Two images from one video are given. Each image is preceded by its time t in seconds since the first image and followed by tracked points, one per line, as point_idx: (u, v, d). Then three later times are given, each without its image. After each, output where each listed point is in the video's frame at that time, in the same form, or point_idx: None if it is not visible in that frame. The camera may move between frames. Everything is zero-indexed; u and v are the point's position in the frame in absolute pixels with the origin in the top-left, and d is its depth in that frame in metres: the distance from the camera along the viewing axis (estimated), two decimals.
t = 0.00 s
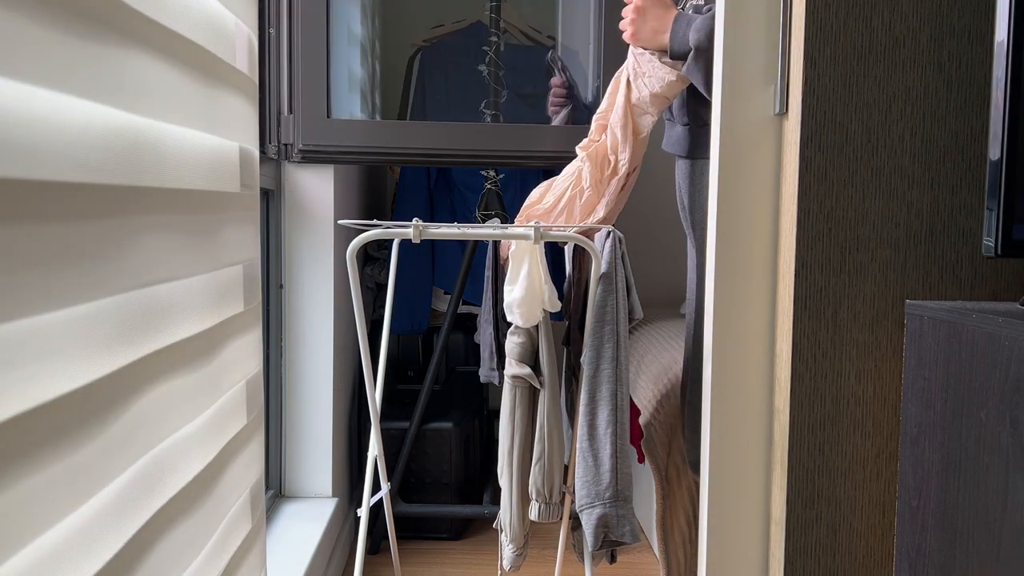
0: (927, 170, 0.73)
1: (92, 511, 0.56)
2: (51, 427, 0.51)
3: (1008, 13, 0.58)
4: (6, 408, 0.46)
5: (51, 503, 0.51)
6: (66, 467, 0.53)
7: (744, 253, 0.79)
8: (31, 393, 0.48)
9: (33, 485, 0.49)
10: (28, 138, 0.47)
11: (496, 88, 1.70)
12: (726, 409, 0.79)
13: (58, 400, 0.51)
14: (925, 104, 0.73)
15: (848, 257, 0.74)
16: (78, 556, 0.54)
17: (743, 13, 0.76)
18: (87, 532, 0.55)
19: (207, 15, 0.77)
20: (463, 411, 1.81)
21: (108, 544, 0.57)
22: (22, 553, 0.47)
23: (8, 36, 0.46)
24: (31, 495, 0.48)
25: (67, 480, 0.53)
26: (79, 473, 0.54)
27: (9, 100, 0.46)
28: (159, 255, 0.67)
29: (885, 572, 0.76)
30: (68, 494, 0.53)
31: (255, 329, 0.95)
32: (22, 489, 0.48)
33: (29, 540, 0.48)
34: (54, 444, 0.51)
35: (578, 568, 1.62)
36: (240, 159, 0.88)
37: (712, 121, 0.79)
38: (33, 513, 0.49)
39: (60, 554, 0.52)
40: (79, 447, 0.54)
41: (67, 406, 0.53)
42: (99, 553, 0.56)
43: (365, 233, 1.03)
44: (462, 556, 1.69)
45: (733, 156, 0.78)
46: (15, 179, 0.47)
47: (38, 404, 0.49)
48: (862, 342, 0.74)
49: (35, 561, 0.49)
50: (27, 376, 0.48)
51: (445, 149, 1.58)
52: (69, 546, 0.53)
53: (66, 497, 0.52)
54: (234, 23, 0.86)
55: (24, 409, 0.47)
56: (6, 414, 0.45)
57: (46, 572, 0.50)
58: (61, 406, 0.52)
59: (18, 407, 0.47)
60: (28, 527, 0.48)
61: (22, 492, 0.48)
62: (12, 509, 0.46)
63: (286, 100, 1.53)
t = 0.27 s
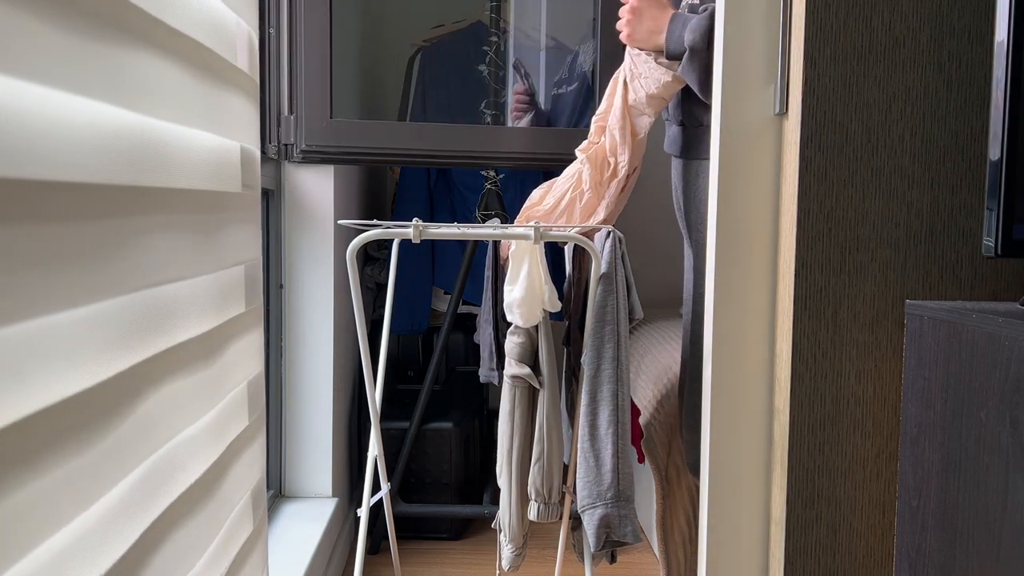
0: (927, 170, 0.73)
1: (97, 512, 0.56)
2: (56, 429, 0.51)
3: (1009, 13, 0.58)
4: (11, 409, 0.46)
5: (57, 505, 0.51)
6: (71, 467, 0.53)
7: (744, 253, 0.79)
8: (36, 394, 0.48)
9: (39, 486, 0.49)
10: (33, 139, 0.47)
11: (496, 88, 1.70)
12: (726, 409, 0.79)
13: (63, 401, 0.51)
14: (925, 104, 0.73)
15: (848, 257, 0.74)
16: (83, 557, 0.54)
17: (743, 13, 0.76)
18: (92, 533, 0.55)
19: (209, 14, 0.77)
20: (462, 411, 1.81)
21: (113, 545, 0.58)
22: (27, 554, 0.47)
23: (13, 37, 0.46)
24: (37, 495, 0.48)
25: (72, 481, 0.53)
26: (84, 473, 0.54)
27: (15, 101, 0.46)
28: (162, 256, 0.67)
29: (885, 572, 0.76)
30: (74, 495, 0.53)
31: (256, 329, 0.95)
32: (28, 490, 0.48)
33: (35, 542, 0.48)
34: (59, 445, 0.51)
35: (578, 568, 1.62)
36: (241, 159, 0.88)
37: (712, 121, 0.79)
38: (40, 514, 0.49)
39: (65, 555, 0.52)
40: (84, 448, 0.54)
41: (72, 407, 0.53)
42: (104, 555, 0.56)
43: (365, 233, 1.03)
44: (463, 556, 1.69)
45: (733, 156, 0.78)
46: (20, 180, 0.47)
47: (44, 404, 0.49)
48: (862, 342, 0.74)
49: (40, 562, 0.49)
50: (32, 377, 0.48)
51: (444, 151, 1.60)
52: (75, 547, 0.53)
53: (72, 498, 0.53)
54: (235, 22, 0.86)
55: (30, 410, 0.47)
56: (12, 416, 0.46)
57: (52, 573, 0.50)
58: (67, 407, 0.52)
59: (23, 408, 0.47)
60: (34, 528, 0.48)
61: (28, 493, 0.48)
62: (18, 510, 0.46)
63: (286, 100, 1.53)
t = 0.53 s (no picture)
0: (927, 170, 0.73)
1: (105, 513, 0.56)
2: (65, 430, 0.51)
3: (1008, 13, 0.58)
4: (20, 410, 0.46)
5: (66, 506, 0.51)
6: (80, 468, 0.53)
7: (743, 253, 0.79)
8: (44, 394, 0.48)
9: (48, 486, 0.49)
10: (39, 140, 0.47)
11: (496, 88, 1.71)
12: (726, 409, 0.79)
13: (71, 402, 0.51)
14: (925, 104, 0.73)
15: (848, 257, 0.74)
16: (92, 558, 0.54)
17: (743, 14, 0.76)
18: (100, 534, 0.55)
19: (211, 14, 0.77)
20: (462, 411, 1.81)
21: (121, 546, 0.58)
22: (37, 555, 0.48)
23: (20, 38, 0.46)
24: (46, 496, 0.49)
25: (81, 482, 0.53)
26: (93, 474, 0.54)
27: (23, 102, 0.46)
28: (166, 256, 0.67)
29: (885, 572, 0.76)
30: (82, 496, 0.53)
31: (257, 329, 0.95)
32: (38, 491, 0.48)
33: (44, 542, 0.48)
34: (68, 446, 0.51)
35: (578, 568, 1.62)
36: (242, 159, 0.88)
37: (712, 121, 0.79)
38: (49, 515, 0.49)
39: (74, 556, 0.52)
40: (92, 449, 0.54)
41: (81, 408, 0.53)
42: (113, 556, 0.56)
43: (366, 233, 1.03)
44: (464, 556, 1.69)
45: (733, 156, 0.78)
46: (27, 181, 0.47)
47: (53, 405, 0.49)
48: (862, 342, 0.74)
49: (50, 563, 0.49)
50: (40, 378, 0.48)
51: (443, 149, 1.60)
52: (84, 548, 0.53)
53: (80, 499, 0.53)
54: (236, 21, 0.86)
55: (38, 411, 0.48)
56: (20, 417, 0.46)
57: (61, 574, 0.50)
58: (75, 408, 0.52)
59: (32, 409, 0.47)
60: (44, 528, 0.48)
61: (37, 494, 0.48)
62: (27, 511, 0.47)
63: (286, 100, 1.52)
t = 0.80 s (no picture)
0: (927, 170, 0.73)
1: (108, 514, 0.56)
2: (67, 430, 0.51)
3: (1008, 12, 0.58)
4: (23, 410, 0.46)
5: (68, 506, 0.51)
6: (82, 468, 0.53)
7: (743, 253, 0.79)
8: (46, 395, 0.48)
9: (51, 486, 0.49)
10: (37, 139, 0.47)
11: (496, 88, 1.69)
12: (726, 409, 0.79)
13: (73, 402, 0.52)
14: (925, 104, 0.73)
15: (848, 257, 0.74)
16: (94, 558, 0.54)
17: (743, 14, 0.76)
18: (103, 535, 0.55)
19: (209, 13, 0.77)
20: (462, 411, 1.81)
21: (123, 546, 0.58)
22: (41, 556, 0.48)
23: (19, 38, 0.46)
24: (48, 496, 0.49)
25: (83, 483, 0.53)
26: (95, 474, 0.54)
27: (22, 102, 0.46)
28: (166, 257, 0.67)
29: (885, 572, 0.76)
30: (85, 497, 0.53)
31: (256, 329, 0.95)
32: (40, 491, 0.48)
33: (47, 543, 0.48)
34: (70, 446, 0.51)
35: (578, 568, 1.62)
36: (239, 158, 0.88)
37: (712, 121, 0.79)
38: (52, 514, 0.49)
39: (77, 557, 0.52)
40: (94, 449, 0.54)
41: (82, 408, 0.53)
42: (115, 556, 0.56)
43: (365, 233, 1.03)
44: (464, 556, 1.69)
45: (733, 156, 0.78)
46: (26, 181, 0.47)
47: (55, 406, 0.50)
48: (862, 342, 0.74)
49: (53, 564, 0.49)
50: (42, 378, 0.48)
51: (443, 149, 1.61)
52: (87, 549, 0.53)
53: (83, 500, 0.53)
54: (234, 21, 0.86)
55: (40, 412, 0.48)
56: (23, 416, 0.46)
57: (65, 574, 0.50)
58: (77, 408, 0.52)
59: (34, 409, 0.47)
60: (47, 528, 0.48)
61: (40, 494, 0.48)
62: (30, 511, 0.47)
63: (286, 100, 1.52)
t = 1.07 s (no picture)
0: (927, 170, 0.73)
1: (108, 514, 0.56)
2: (67, 430, 0.51)
3: (1008, 12, 0.58)
4: (23, 410, 0.46)
5: (68, 506, 0.51)
6: (82, 469, 0.53)
7: (743, 253, 0.79)
8: (46, 394, 0.48)
9: (51, 487, 0.49)
10: (37, 139, 0.47)
11: (496, 88, 1.70)
12: (726, 409, 0.79)
13: (73, 402, 0.52)
14: (925, 104, 0.73)
15: (848, 256, 0.74)
16: (94, 558, 0.54)
17: (743, 14, 0.76)
18: (103, 535, 0.55)
19: (208, 13, 0.77)
20: (462, 411, 1.81)
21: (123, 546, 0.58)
22: (41, 556, 0.48)
23: (19, 37, 0.46)
24: (48, 496, 0.49)
25: (82, 483, 0.53)
26: (94, 475, 0.54)
27: (22, 102, 0.46)
28: (166, 257, 0.67)
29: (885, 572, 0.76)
30: (85, 497, 0.53)
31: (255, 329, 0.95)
32: (41, 491, 0.48)
33: (47, 543, 0.48)
34: (69, 446, 0.51)
35: (578, 568, 1.62)
36: (240, 158, 0.88)
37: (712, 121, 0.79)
38: (52, 514, 0.49)
39: (78, 557, 0.52)
40: (94, 449, 0.54)
41: (82, 408, 0.53)
42: (115, 556, 0.56)
43: (366, 233, 1.03)
44: (464, 556, 1.69)
45: (733, 156, 0.77)
46: (27, 182, 0.47)
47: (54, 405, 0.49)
48: (862, 342, 0.74)
49: (53, 564, 0.49)
50: (41, 378, 0.48)
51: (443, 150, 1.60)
52: (87, 549, 0.53)
53: (82, 500, 0.53)
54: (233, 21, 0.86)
55: (41, 412, 0.48)
56: (23, 417, 0.46)
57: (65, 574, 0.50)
58: (77, 408, 0.52)
59: (35, 409, 0.47)
60: (47, 528, 0.48)
61: (40, 494, 0.48)
62: (30, 512, 0.47)
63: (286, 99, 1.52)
